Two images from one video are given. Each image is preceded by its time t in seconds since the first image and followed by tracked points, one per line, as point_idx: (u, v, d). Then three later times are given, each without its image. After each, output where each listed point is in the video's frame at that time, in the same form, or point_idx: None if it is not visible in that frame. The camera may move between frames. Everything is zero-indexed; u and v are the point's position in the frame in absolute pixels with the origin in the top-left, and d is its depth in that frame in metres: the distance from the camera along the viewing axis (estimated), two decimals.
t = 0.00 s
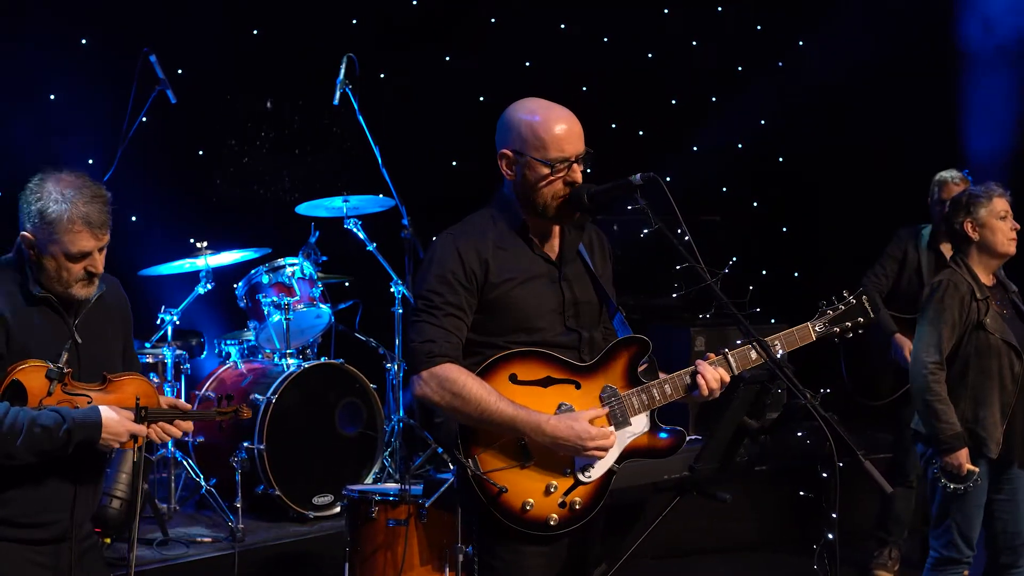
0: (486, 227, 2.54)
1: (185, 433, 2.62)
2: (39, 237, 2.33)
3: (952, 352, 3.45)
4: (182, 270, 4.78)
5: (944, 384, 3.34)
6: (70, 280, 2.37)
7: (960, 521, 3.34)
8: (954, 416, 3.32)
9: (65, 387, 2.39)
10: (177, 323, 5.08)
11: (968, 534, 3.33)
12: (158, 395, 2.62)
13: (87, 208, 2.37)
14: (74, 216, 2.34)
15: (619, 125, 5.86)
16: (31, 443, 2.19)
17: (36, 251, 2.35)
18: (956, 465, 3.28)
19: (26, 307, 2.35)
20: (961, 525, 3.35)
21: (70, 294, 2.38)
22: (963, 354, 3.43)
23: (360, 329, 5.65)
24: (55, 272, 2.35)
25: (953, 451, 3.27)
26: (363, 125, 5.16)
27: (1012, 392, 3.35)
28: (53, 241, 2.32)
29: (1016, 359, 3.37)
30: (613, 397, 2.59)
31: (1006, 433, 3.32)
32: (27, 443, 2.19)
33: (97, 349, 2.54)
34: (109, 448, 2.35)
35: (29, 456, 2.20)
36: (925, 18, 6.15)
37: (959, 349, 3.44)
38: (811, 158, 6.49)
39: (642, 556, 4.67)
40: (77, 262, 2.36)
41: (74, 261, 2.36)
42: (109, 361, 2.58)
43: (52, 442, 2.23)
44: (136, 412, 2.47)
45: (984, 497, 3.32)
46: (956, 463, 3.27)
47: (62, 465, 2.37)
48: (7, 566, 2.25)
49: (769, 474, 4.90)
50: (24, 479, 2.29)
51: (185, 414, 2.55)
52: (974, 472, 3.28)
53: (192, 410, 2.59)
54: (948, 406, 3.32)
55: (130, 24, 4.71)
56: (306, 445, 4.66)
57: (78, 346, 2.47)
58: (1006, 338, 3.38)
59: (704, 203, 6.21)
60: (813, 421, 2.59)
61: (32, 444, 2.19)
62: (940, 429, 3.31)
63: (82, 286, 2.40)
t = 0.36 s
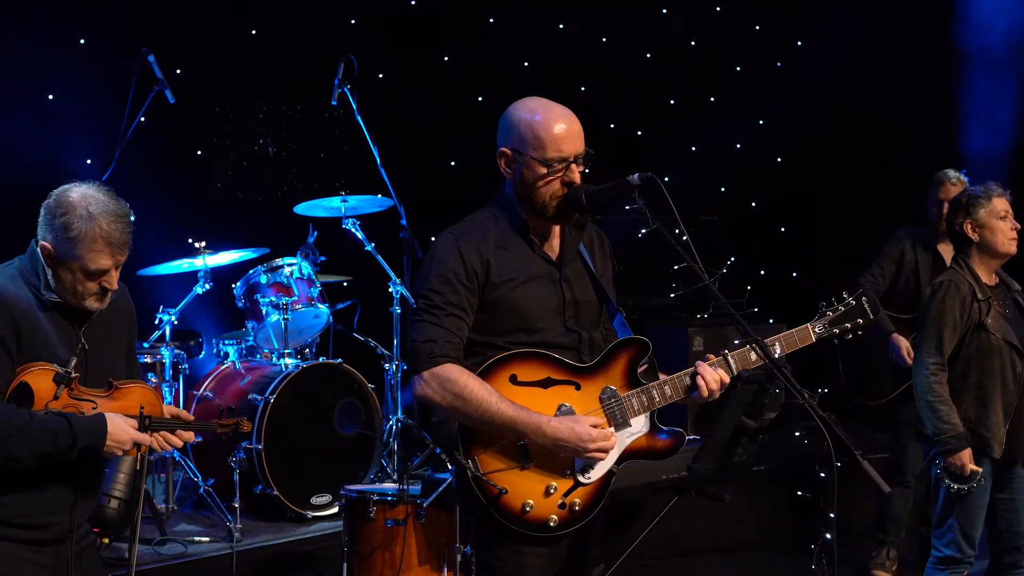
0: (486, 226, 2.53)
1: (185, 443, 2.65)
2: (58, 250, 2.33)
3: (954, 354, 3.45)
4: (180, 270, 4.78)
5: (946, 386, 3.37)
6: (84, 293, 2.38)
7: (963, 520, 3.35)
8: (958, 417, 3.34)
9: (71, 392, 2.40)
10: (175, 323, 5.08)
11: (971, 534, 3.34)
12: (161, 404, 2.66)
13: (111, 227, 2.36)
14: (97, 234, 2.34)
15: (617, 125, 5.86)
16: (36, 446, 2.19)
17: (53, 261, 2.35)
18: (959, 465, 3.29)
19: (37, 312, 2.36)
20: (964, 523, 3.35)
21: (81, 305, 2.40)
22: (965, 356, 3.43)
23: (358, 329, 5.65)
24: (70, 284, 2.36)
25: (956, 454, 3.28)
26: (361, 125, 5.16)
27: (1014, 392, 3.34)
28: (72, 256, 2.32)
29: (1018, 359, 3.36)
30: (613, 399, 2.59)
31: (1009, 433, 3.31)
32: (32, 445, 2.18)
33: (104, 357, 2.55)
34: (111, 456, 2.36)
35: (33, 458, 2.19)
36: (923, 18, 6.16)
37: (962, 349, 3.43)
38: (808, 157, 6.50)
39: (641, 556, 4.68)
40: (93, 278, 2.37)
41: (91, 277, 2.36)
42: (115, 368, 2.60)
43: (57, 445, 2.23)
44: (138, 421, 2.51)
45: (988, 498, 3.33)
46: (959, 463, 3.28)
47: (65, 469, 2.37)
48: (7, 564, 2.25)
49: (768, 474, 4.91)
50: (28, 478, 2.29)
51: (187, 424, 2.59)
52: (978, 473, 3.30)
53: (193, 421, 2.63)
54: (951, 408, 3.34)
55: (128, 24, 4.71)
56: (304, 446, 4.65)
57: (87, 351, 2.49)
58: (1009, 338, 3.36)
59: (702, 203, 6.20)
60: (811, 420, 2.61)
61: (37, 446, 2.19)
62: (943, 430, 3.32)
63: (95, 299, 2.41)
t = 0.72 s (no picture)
0: (486, 224, 2.52)
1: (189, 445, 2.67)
2: (78, 261, 2.32)
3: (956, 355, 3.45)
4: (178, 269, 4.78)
5: (949, 388, 3.35)
6: (96, 301, 2.40)
7: (967, 518, 3.35)
8: (960, 416, 3.32)
9: (80, 391, 2.42)
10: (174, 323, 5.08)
11: (976, 532, 3.33)
12: (167, 405, 2.68)
13: (133, 245, 2.38)
14: (120, 252, 2.34)
15: (616, 125, 5.86)
16: (46, 444, 2.19)
17: (69, 268, 2.35)
18: (963, 465, 3.29)
19: (48, 313, 2.35)
20: (969, 523, 3.34)
21: (91, 309, 2.42)
22: (965, 356, 3.44)
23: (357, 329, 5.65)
24: (83, 291, 2.36)
25: (961, 454, 3.28)
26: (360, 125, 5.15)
27: (1017, 390, 3.36)
28: (91, 268, 2.32)
29: (1021, 358, 3.35)
30: (615, 399, 2.61)
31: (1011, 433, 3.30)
32: (41, 444, 2.18)
33: (112, 357, 2.57)
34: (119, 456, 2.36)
35: (42, 458, 2.19)
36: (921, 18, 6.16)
37: (964, 348, 3.43)
38: (806, 157, 6.50)
39: (640, 556, 4.67)
40: (107, 289, 2.38)
41: (106, 289, 2.38)
42: (122, 369, 2.61)
43: (66, 445, 2.23)
44: (145, 421, 2.53)
45: (995, 494, 3.36)
46: (964, 463, 3.27)
47: (72, 466, 2.36)
48: (12, 562, 2.25)
49: (766, 474, 4.90)
50: (36, 476, 2.29)
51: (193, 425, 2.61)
52: (984, 473, 3.28)
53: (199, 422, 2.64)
54: (953, 407, 3.32)
55: (127, 23, 4.70)
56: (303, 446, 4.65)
57: (96, 352, 2.50)
58: (1011, 337, 3.36)
59: (701, 203, 6.20)
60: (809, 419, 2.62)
61: (46, 446, 2.19)
62: (946, 429, 3.31)
63: (104, 306, 2.43)
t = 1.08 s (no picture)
0: (484, 224, 2.50)
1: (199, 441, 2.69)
2: (89, 262, 2.32)
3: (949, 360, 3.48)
4: (176, 270, 4.77)
5: (940, 390, 3.39)
6: (105, 302, 2.40)
7: (970, 523, 3.33)
8: (955, 419, 3.35)
9: (93, 389, 2.41)
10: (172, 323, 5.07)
11: (979, 534, 3.31)
12: (177, 402, 2.68)
13: (145, 249, 2.38)
14: (132, 256, 2.35)
15: (614, 125, 5.86)
16: (62, 444, 2.20)
17: (80, 269, 2.35)
18: (960, 468, 3.31)
19: (59, 313, 2.35)
20: (970, 525, 3.33)
21: (99, 310, 2.42)
22: (959, 359, 3.46)
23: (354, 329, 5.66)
24: (93, 293, 2.37)
25: (955, 456, 3.31)
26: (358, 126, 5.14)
27: (1011, 392, 3.32)
28: (102, 270, 2.33)
29: (1012, 361, 3.33)
30: (614, 401, 2.62)
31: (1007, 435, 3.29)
32: (58, 442, 2.19)
33: (121, 355, 2.57)
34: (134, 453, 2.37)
35: (58, 456, 2.20)
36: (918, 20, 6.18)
37: (956, 352, 3.45)
38: (804, 157, 6.50)
39: (637, 557, 4.66)
40: (116, 291, 2.38)
41: (116, 291, 2.38)
42: (131, 366, 2.62)
43: (83, 443, 2.23)
44: (158, 418, 2.56)
45: (995, 497, 3.33)
46: (958, 465, 3.30)
47: (85, 464, 2.37)
48: (24, 559, 2.24)
49: (764, 475, 4.89)
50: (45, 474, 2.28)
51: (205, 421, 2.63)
52: (979, 475, 3.30)
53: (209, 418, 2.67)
54: (947, 410, 3.35)
55: (125, 23, 4.70)
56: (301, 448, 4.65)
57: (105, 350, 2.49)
58: (1001, 341, 3.34)
59: (698, 203, 6.20)
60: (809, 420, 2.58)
61: (63, 444, 2.20)
62: (940, 434, 3.35)
63: (113, 307, 2.44)
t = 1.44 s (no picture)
0: (485, 224, 2.48)
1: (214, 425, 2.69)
2: (94, 250, 2.32)
3: (940, 358, 3.49)
4: (175, 269, 4.76)
5: (930, 389, 3.42)
6: (113, 292, 2.40)
7: (965, 516, 3.38)
8: (944, 417, 3.40)
9: (108, 379, 2.43)
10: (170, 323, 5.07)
11: (975, 532, 3.34)
12: (191, 387, 2.69)
13: (149, 235, 2.38)
14: (137, 242, 2.35)
15: (612, 126, 5.86)
16: (82, 438, 2.21)
17: (86, 260, 2.34)
18: (947, 465, 3.34)
19: (68, 304, 2.35)
20: (966, 522, 3.37)
21: (108, 300, 2.41)
22: (950, 358, 3.47)
23: (352, 329, 5.65)
24: (100, 282, 2.37)
25: (942, 453, 3.35)
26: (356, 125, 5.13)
27: (999, 394, 3.32)
28: (108, 258, 2.33)
29: (1000, 363, 3.32)
30: (613, 403, 2.62)
31: (995, 435, 3.32)
32: (80, 434, 2.21)
33: (133, 345, 2.57)
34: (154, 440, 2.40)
35: (79, 448, 2.21)
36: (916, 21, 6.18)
37: (945, 351, 3.47)
38: (803, 158, 6.50)
39: (635, 557, 4.66)
40: (123, 279, 2.38)
41: (123, 279, 2.38)
42: (144, 355, 2.62)
43: (103, 434, 2.26)
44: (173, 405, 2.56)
45: (991, 496, 3.34)
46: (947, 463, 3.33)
47: (105, 456, 2.38)
48: (41, 554, 2.24)
49: (762, 475, 4.89)
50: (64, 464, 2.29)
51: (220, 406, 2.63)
52: (967, 474, 3.33)
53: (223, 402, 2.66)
54: (936, 409, 3.40)
55: (123, 23, 4.69)
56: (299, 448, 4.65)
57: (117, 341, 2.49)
58: (990, 341, 3.33)
59: (697, 203, 6.20)
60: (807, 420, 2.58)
61: (84, 437, 2.22)
62: (929, 431, 3.39)
63: (122, 297, 2.43)
